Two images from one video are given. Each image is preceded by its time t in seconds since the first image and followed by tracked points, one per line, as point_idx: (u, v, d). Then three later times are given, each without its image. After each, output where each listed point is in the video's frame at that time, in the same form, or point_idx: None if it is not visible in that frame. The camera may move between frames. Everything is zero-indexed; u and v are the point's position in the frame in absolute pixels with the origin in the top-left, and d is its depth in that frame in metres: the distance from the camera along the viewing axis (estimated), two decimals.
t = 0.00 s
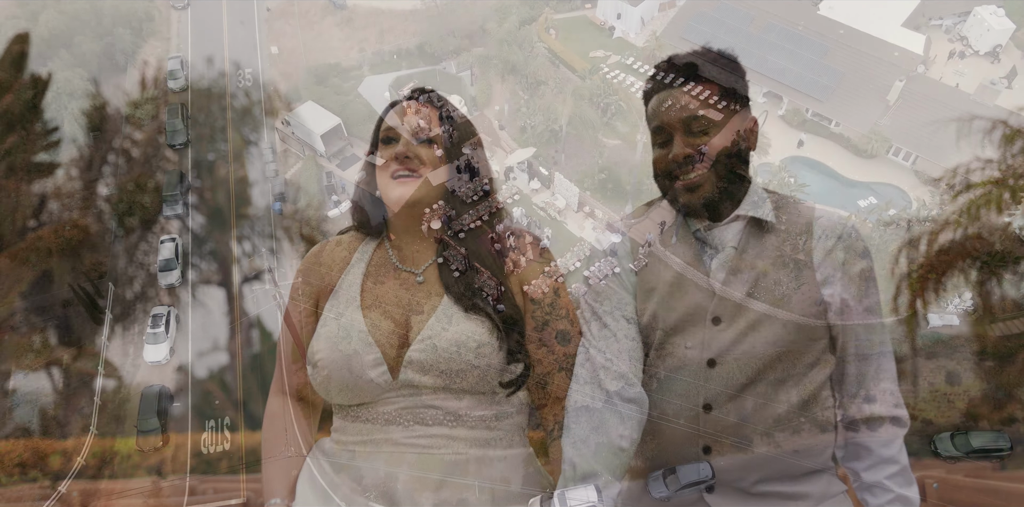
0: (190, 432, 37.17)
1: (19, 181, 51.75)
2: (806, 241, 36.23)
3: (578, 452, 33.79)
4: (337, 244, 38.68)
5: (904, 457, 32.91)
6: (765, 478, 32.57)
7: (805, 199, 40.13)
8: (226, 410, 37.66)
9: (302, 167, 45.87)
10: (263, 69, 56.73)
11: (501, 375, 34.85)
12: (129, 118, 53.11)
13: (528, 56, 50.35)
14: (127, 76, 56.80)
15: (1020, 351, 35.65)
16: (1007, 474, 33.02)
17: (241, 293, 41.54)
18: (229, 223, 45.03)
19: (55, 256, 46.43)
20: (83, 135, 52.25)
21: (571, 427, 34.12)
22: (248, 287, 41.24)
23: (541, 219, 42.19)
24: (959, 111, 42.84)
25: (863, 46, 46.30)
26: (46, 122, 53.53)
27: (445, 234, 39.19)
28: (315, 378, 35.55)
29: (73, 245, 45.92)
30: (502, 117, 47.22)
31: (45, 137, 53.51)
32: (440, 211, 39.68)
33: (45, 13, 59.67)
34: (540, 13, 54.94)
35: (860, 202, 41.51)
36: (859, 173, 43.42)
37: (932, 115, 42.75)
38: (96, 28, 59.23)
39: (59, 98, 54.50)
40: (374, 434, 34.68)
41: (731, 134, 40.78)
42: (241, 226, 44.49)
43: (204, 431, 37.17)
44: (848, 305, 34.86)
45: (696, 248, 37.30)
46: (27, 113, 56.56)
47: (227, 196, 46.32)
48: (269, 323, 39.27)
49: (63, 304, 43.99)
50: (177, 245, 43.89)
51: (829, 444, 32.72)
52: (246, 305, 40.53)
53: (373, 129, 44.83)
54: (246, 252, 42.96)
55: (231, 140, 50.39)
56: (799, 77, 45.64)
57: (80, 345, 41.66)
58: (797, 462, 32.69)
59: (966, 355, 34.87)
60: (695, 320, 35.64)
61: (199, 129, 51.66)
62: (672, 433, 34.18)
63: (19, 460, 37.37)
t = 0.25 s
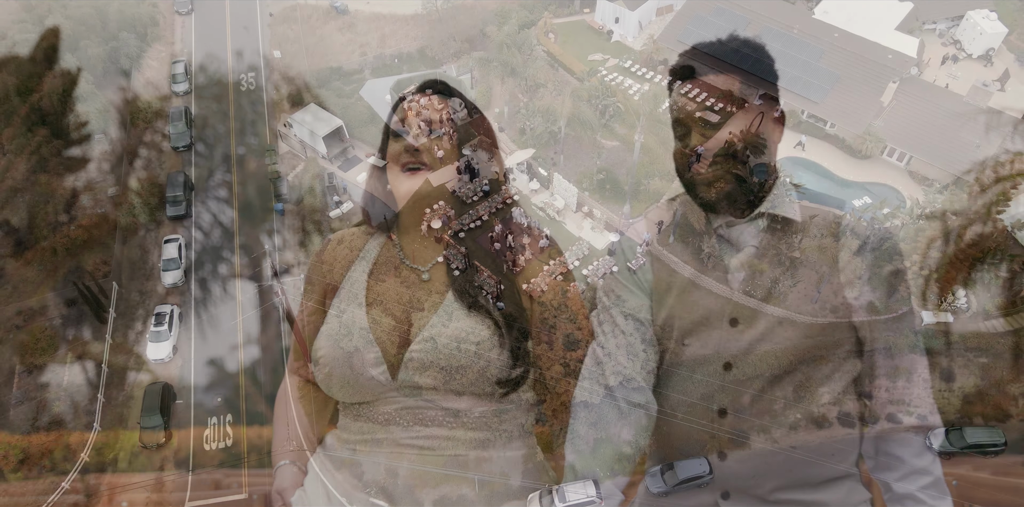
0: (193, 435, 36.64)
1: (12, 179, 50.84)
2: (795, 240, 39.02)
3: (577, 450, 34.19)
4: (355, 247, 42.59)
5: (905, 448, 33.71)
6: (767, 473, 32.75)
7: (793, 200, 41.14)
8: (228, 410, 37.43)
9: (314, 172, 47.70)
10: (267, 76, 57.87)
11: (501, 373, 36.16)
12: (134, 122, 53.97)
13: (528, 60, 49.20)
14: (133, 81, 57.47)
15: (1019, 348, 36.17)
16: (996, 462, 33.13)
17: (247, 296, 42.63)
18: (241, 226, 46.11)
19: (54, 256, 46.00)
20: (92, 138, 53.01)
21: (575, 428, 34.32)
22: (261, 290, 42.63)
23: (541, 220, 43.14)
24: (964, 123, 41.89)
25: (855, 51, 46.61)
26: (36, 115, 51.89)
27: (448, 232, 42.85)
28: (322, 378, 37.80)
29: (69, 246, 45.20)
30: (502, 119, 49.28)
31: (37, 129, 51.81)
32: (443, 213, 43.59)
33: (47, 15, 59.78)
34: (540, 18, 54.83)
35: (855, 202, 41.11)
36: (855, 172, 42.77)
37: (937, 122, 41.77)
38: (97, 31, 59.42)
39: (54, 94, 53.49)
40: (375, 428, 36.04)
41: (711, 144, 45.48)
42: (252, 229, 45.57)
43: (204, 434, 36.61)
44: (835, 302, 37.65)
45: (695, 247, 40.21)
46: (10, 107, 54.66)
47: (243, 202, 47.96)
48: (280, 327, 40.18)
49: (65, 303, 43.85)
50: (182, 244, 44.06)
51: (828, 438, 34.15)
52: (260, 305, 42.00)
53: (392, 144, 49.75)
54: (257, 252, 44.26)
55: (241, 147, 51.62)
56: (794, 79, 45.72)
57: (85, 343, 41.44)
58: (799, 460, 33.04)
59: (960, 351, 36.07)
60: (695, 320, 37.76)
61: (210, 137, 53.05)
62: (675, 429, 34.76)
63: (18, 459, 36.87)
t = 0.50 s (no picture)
0: (196, 431, 38.29)
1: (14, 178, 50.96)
2: (790, 239, 39.50)
3: (576, 447, 35.54)
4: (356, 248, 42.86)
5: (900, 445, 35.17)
6: (765, 469, 34.64)
7: (789, 201, 41.31)
8: (230, 407, 39.01)
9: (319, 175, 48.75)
10: (270, 81, 58.72)
11: (501, 371, 36.42)
12: (139, 125, 54.69)
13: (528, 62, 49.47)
14: (135, 84, 57.99)
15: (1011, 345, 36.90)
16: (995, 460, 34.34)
17: (249, 295, 43.90)
18: (251, 230, 47.41)
19: (60, 257, 46.63)
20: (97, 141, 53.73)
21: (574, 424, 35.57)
22: (268, 291, 44.08)
23: (541, 220, 43.96)
24: (958, 122, 42.02)
25: (850, 54, 46.51)
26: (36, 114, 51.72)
27: (450, 232, 43.56)
28: (327, 378, 39.34)
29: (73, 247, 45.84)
30: (502, 122, 50.01)
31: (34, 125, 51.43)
32: (443, 213, 44.25)
33: (47, 17, 59.98)
34: (539, 22, 55.53)
35: (850, 202, 41.47)
36: (848, 173, 43.35)
37: (927, 125, 42.28)
38: (96, 31, 59.39)
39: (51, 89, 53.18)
40: (377, 425, 37.27)
41: (707, 146, 46.20)
42: (261, 233, 47.08)
43: (207, 429, 38.29)
44: (829, 301, 38.89)
45: (691, 246, 40.84)
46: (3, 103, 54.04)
47: (250, 205, 49.17)
48: (285, 328, 42.25)
49: (72, 303, 44.69)
50: (185, 246, 45.44)
51: (824, 435, 35.79)
52: (271, 308, 43.64)
53: (393, 147, 50.53)
54: (262, 255, 45.49)
55: (248, 151, 52.68)
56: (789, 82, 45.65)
57: (94, 344, 42.72)
58: (797, 457, 34.90)
59: (954, 348, 37.06)
60: (691, 318, 38.33)
61: (215, 142, 53.94)
62: (675, 425, 36.00)
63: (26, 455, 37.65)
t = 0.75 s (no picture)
0: (199, 428, 38.80)
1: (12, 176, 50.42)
2: (787, 237, 39.06)
3: (574, 443, 36.40)
4: (359, 246, 43.40)
5: (892, 441, 36.70)
6: (762, 464, 36.04)
7: (785, 201, 42.07)
8: (232, 405, 39.47)
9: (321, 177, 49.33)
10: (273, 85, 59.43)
11: (502, 367, 36.41)
12: (143, 128, 55.32)
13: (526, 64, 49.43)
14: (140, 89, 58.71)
15: (1004, 341, 37.32)
16: (985, 453, 36.06)
17: (254, 295, 44.73)
18: (257, 232, 48.24)
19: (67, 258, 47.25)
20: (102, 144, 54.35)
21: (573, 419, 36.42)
22: (272, 291, 44.79)
23: (540, 220, 44.30)
24: (953, 123, 42.42)
25: (846, 57, 46.93)
26: (39, 115, 52.01)
27: (450, 233, 44.00)
28: (329, 376, 39.84)
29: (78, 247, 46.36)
30: (502, 125, 50.81)
31: (39, 127, 51.88)
32: (444, 213, 44.92)
33: (50, 20, 60.39)
34: (539, 27, 56.27)
35: (844, 202, 42.09)
36: (844, 174, 43.89)
37: (921, 127, 42.80)
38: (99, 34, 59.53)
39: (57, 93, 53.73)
40: (378, 422, 37.75)
41: (704, 147, 46.78)
42: (266, 235, 47.91)
43: (209, 427, 38.78)
44: (825, 299, 39.43)
45: (689, 245, 41.51)
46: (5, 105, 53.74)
47: (254, 207, 49.84)
48: (288, 327, 42.85)
49: (78, 303, 45.25)
50: (188, 247, 46.08)
51: (818, 431, 37.14)
52: (273, 308, 44.30)
53: (393, 148, 50.76)
54: (269, 255, 46.58)
55: (252, 154, 53.44)
56: (785, 86, 46.21)
57: (98, 343, 43.22)
58: (793, 453, 36.35)
59: (948, 345, 37.78)
60: (689, 317, 39.10)
61: (218, 144, 54.48)
62: (674, 420, 37.24)
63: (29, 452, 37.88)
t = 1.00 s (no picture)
0: (202, 424, 39.47)
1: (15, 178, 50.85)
2: (782, 236, 38.83)
3: (573, 440, 37.08)
4: (360, 245, 43.64)
5: (887, 437, 37.32)
6: (758, 459, 36.69)
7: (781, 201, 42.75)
8: (235, 403, 40.20)
9: (323, 178, 49.90)
10: (276, 89, 60.25)
11: (501, 365, 36.49)
12: (148, 131, 56.04)
13: (525, 68, 50.06)
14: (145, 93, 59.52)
15: (998, 338, 37.65)
16: (979, 449, 36.69)
17: (256, 295, 45.20)
18: (259, 233, 48.84)
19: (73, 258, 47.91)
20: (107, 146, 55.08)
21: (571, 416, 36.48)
22: (274, 290, 45.25)
23: (539, 221, 45.00)
24: (945, 124, 43.04)
25: (841, 60, 47.45)
26: (45, 118, 52.75)
27: (451, 233, 44.69)
28: (331, 374, 40.25)
29: (84, 247, 47.07)
30: (502, 128, 51.55)
31: (45, 130, 52.57)
32: (444, 214, 45.44)
33: (56, 25, 61.14)
34: (539, 32, 57.03)
35: (839, 202, 42.92)
36: (839, 175, 44.62)
37: (913, 129, 43.45)
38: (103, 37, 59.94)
39: (63, 96, 54.49)
40: (379, 419, 38.29)
41: (701, 148, 47.37)
42: (268, 234, 48.31)
43: (212, 424, 39.53)
44: (820, 296, 40.01)
45: (686, 245, 42.18)
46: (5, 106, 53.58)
47: (256, 208, 50.39)
48: (288, 326, 43.17)
49: (83, 303, 45.82)
50: (192, 247, 46.70)
51: (814, 428, 37.77)
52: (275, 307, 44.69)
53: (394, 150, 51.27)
54: (271, 256, 47.08)
55: (255, 156, 54.18)
56: (780, 89, 46.86)
57: (102, 341, 43.81)
58: (789, 449, 36.99)
59: (942, 342, 38.27)
60: (687, 315, 39.61)
61: (221, 146, 55.19)
62: (672, 417, 37.77)
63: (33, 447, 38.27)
